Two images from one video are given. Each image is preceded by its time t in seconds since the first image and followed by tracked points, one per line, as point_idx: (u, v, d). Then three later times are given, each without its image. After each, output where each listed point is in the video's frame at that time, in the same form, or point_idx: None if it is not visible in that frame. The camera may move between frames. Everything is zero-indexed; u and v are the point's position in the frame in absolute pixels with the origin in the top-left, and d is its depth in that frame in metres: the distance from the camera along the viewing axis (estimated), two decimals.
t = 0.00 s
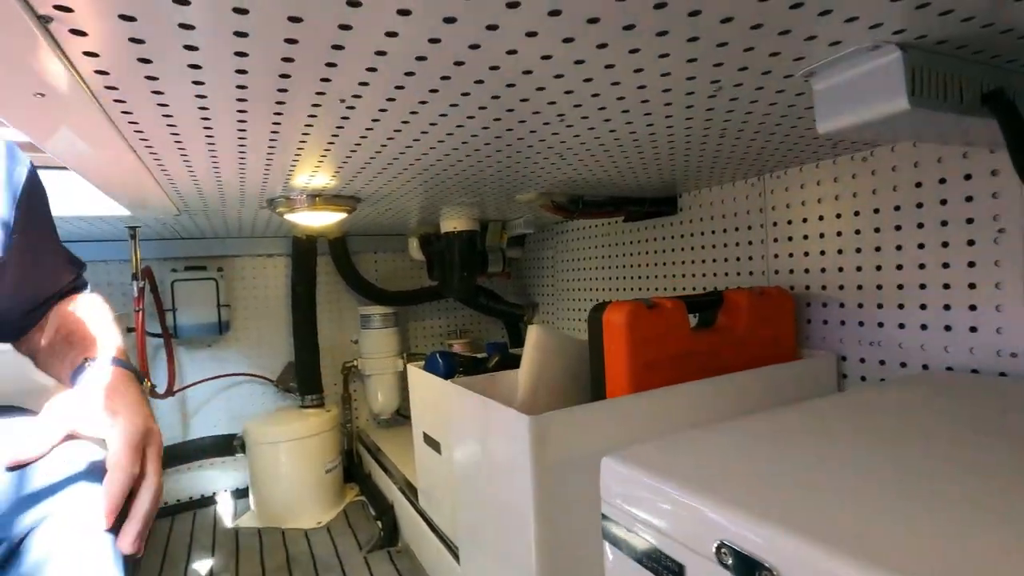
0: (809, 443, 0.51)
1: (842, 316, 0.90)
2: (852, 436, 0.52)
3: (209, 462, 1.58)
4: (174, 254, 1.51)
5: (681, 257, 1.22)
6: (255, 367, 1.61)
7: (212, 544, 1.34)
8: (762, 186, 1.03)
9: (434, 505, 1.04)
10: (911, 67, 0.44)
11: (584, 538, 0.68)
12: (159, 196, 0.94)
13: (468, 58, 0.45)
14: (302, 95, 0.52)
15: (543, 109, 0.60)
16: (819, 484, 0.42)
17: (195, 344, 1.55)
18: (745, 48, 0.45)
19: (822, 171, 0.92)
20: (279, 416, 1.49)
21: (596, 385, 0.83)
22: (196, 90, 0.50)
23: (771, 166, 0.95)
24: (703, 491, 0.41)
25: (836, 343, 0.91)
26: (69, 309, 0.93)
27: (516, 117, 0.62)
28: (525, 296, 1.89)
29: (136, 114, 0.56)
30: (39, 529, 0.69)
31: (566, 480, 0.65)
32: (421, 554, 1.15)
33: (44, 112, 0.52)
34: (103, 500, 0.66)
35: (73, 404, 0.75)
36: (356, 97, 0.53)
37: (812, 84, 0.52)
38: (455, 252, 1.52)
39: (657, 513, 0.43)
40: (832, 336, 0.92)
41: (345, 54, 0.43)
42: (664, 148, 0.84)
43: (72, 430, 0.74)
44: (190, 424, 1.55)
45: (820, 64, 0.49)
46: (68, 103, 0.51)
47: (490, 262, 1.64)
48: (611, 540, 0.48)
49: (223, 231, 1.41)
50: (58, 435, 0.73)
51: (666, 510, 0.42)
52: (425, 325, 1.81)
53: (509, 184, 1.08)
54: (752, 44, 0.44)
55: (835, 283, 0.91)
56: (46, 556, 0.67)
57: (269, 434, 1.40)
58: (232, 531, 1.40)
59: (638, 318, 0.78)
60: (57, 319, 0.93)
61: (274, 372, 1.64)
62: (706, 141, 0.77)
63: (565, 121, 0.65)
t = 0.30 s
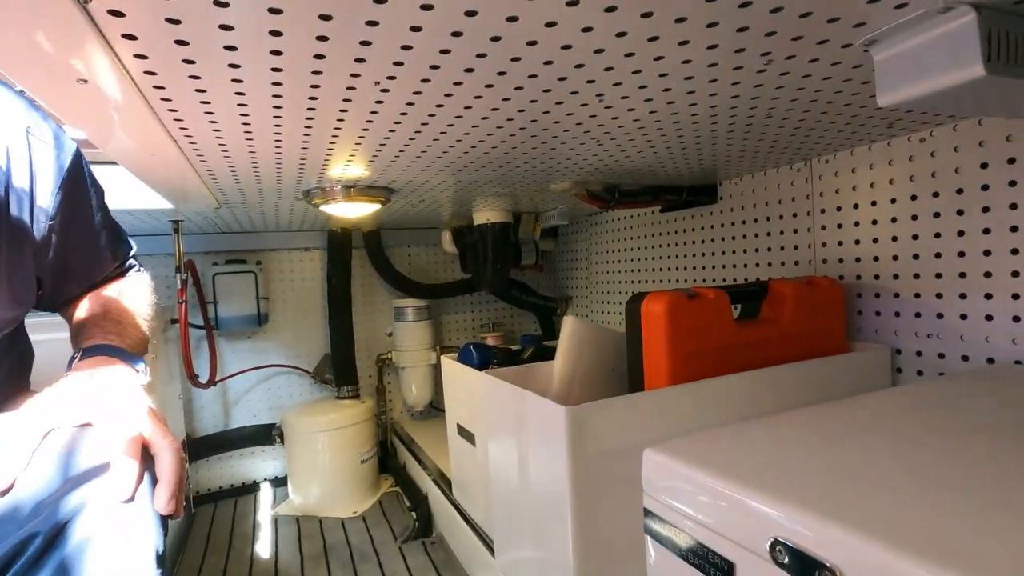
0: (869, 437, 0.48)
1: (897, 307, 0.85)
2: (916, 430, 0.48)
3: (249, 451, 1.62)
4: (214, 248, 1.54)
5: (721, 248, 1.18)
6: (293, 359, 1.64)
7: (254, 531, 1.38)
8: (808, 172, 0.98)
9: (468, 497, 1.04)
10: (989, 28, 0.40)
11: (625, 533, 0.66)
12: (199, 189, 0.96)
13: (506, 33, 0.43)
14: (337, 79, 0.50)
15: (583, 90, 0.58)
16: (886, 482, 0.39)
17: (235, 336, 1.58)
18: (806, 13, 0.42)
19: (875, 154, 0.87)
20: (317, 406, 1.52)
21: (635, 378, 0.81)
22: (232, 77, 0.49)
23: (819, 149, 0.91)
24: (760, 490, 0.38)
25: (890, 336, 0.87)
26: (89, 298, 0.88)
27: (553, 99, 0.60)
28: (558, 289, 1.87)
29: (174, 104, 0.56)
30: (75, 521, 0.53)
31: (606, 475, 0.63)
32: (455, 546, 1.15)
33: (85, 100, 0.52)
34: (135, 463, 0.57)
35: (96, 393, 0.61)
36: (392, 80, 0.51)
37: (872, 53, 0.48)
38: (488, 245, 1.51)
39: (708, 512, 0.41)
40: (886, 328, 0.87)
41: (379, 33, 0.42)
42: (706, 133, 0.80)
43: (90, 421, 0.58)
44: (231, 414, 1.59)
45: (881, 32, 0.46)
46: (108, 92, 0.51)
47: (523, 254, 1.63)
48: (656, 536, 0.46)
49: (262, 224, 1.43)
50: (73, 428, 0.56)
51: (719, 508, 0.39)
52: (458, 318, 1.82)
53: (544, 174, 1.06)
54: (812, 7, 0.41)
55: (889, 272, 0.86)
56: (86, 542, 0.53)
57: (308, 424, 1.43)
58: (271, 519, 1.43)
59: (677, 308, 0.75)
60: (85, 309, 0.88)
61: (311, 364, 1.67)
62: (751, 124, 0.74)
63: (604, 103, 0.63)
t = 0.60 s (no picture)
0: (940, 452, 0.44)
1: (964, 310, 0.80)
2: (995, 446, 0.45)
3: (293, 446, 1.66)
4: (261, 247, 1.59)
5: (769, 247, 1.13)
6: (335, 356, 1.68)
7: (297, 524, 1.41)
8: (865, 166, 0.93)
9: (506, 497, 1.04)
10: None
11: (668, 543, 0.63)
12: (246, 191, 0.98)
13: (550, 27, 0.42)
14: (378, 79, 0.50)
15: (628, 85, 0.55)
16: (964, 504, 0.35)
17: (281, 333, 1.63)
18: None
19: (941, 146, 0.81)
20: (359, 403, 1.54)
21: (679, 382, 0.78)
22: (276, 80, 0.49)
23: (878, 143, 0.86)
24: (823, 511, 0.36)
25: (956, 341, 0.81)
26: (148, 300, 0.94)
27: (596, 95, 0.58)
28: (597, 288, 1.84)
29: (222, 108, 0.57)
30: (137, 517, 0.64)
31: (650, 484, 0.61)
32: (493, 546, 1.15)
33: (138, 106, 0.54)
34: (190, 466, 0.66)
35: (160, 393, 0.75)
36: (433, 79, 0.51)
37: (946, 37, 0.45)
38: (527, 244, 1.50)
39: (759, 530, 0.38)
40: (951, 333, 0.82)
41: (420, 31, 0.41)
42: (756, 128, 0.77)
43: (157, 418, 0.73)
44: (276, 409, 1.63)
45: (959, 14, 0.42)
46: (159, 99, 0.52)
47: (562, 253, 1.62)
48: (700, 548, 0.44)
49: (306, 224, 1.47)
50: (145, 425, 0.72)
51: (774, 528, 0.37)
52: (496, 317, 1.81)
53: (584, 172, 1.05)
54: None
55: (955, 273, 0.81)
56: (144, 545, 0.62)
57: (349, 420, 1.45)
58: (314, 512, 1.46)
59: (725, 311, 0.72)
60: (144, 311, 0.94)
61: (352, 361, 1.70)
62: (805, 117, 0.70)
63: (649, 99, 0.60)
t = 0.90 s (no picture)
0: (1012, 464, 0.40)
1: None
2: None
3: (332, 440, 1.69)
4: (303, 244, 1.62)
5: (820, 246, 1.07)
6: (373, 352, 1.70)
7: (335, 517, 1.43)
8: (927, 159, 0.87)
9: (538, 498, 1.02)
10: None
11: (704, 552, 0.60)
12: (287, 187, 1.00)
13: (580, 5, 0.40)
14: (404, 66, 0.49)
15: (665, 69, 0.53)
16: None
17: (321, 329, 1.66)
18: None
19: (1015, 135, 0.75)
20: (395, 399, 1.56)
21: (720, 384, 0.75)
22: (305, 69, 0.49)
23: (942, 132, 0.80)
24: (869, 523, 0.33)
25: None
26: (182, 289, 0.95)
27: (631, 82, 0.56)
28: (638, 288, 1.80)
29: (254, 100, 0.57)
30: (164, 504, 0.67)
31: (685, 490, 0.58)
32: (525, 547, 1.13)
33: (173, 95, 0.55)
34: (216, 457, 0.67)
35: (190, 382, 0.75)
36: (460, 66, 0.50)
37: None
38: (564, 242, 1.49)
39: (799, 542, 0.35)
40: None
41: (444, 13, 0.40)
42: (806, 117, 0.72)
43: (186, 408, 0.74)
44: (316, 403, 1.67)
45: None
46: (192, 89, 0.53)
47: (601, 251, 1.59)
48: (737, 561, 0.41)
49: (346, 221, 1.49)
50: (174, 415, 0.73)
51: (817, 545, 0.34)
52: (534, 316, 1.80)
53: (622, 168, 1.02)
54: None
55: None
56: (172, 530, 0.65)
57: (385, 416, 1.46)
58: (350, 505, 1.49)
59: (769, 310, 0.68)
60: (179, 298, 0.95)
61: (390, 357, 1.72)
62: (861, 104, 0.66)
63: (688, 85, 0.58)
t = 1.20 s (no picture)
0: None
1: None
2: None
3: (370, 432, 1.73)
4: (345, 241, 1.67)
5: (868, 244, 1.03)
6: (411, 347, 1.73)
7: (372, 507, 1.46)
8: (985, 151, 0.82)
9: (569, 494, 1.02)
10: None
11: (732, 553, 0.59)
12: (328, 184, 1.03)
13: None
14: (433, 59, 0.50)
15: (695, 57, 0.52)
16: None
17: (361, 323, 1.70)
18: None
19: None
20: (432, 393, 1.58)
21: (756, 383, 0.73)
22: (337, 64, 0.51)
23: (1003, 122, 0.75)
24: (902, 523, 0.31)
25: None
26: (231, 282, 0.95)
27: (660, 72, 0.55)
28: (676, 287, 1.77)
29: (292, 97, 0.59)
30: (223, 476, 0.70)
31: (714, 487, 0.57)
32: (556, 544, 1.13)
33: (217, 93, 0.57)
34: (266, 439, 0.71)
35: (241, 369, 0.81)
36: (487, 58, 0.50)
37: None
38: (600, 240, 1.48)
39: (827, 541, 0.34)
40: None
41: (468, 4, 0.41)
42: (850, 108, 0.69)
43: (244, 389, 0.78)
44: (356, 396, 1.71)
45: None
46: (234, 86, 0.55)
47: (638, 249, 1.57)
48: (763, 560, 0.40)
49: (386, 218, 1.52)
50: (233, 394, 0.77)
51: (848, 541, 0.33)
52: (569, 314, 1.79)
53: (658, 163, 1.00)
54: None
55: None
56: (226, 505, 0.68)
57: (420, 410, 1.49)
58: (386, 496, 1.52)
59: (807, 307, 0.66)
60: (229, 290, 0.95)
61: (427, 352, 1.75)
62: (909, 91, 0.63)
63: (720, 74, 0.56)
